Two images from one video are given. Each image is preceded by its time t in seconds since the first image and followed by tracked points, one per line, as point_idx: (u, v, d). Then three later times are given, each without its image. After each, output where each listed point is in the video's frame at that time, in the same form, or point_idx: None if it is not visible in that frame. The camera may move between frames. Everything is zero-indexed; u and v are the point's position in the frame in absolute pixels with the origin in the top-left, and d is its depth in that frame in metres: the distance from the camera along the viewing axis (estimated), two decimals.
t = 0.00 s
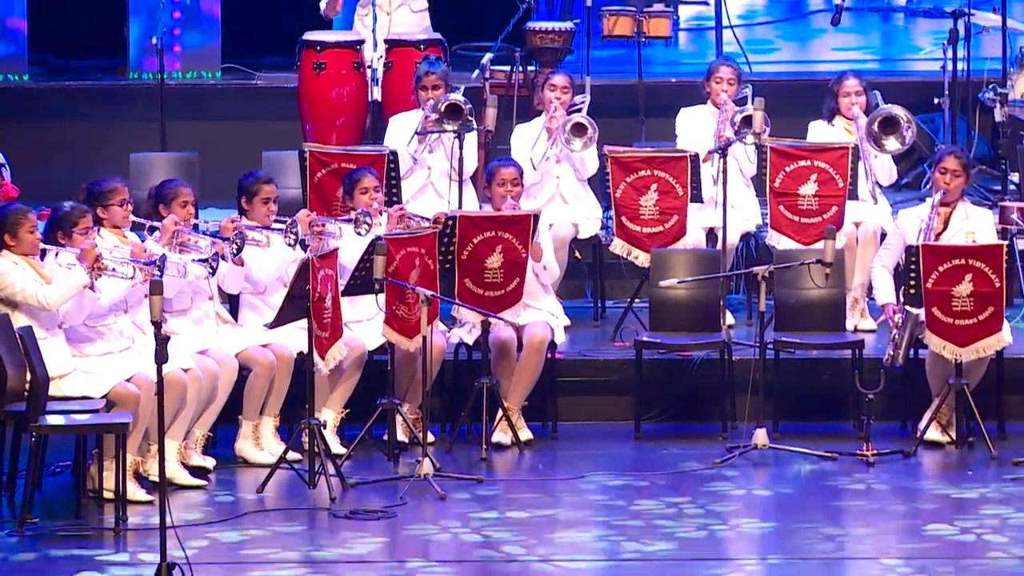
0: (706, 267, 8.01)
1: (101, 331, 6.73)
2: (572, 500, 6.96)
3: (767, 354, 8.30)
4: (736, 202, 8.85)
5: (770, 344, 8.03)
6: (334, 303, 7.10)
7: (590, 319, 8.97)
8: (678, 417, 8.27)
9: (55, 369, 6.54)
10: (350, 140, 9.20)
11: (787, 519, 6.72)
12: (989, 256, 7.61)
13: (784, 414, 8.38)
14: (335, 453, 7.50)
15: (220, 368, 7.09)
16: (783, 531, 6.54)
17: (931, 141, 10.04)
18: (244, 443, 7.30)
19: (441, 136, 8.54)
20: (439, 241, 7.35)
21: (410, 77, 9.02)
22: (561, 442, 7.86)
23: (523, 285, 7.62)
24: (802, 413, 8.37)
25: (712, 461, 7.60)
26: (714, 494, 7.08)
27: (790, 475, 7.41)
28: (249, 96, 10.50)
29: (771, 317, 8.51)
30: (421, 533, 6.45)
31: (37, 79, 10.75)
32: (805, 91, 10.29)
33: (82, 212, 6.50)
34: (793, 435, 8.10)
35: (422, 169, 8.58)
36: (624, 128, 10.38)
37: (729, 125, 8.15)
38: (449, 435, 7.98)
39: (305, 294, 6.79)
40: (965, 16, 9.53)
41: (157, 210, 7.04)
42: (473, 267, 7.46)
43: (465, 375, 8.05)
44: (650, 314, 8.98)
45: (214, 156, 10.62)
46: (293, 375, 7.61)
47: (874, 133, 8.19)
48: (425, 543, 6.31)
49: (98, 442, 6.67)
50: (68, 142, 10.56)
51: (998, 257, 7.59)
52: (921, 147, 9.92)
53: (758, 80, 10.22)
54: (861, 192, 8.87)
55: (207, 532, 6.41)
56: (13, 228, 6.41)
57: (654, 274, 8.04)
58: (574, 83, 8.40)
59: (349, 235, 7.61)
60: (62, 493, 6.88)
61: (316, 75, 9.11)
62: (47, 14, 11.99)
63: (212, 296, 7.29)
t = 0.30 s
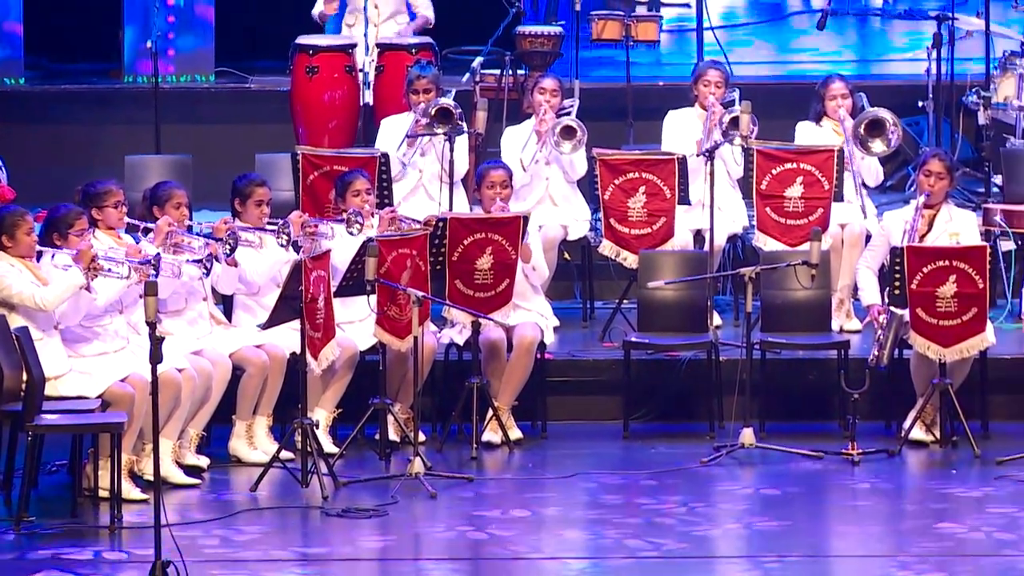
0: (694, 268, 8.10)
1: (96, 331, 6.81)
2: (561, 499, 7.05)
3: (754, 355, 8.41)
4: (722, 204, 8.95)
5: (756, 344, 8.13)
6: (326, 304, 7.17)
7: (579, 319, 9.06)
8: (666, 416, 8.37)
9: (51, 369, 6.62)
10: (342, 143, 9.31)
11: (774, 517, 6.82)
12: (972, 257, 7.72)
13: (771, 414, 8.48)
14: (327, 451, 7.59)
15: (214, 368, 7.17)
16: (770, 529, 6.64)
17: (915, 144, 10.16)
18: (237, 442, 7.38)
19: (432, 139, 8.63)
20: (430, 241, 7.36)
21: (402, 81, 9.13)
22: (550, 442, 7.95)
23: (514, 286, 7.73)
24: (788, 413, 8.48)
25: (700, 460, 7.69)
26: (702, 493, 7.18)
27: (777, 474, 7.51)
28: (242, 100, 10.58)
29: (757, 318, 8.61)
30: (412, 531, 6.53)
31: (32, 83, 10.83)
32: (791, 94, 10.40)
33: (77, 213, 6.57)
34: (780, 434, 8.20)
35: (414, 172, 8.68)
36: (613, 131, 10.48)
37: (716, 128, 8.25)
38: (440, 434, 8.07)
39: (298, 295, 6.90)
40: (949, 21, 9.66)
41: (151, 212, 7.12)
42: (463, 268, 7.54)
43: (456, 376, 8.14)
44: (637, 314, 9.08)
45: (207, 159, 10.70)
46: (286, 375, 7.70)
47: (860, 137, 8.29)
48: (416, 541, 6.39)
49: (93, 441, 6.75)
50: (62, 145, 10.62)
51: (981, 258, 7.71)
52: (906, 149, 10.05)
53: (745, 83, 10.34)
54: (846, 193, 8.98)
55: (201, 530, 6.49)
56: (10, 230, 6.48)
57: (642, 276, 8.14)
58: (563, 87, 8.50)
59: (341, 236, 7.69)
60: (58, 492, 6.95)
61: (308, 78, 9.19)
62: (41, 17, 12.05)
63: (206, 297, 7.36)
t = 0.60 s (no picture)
0: (677, 269, 8.22)
1: (89, 331, 6.90)
2: (547, 496, 7.16)
3: (737, 354, 8.53)
4: (706, 206, 9.08)
5: (739, 344, 8.24)
6: (316, 304, 7.31)
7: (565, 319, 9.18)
8: (649, 415, 8.49)
9: (44, 368, 6.71)
10: (331, 145, 9.42)
11: (757, 515, 6.94)
12: (952, 258, 7.84)
13: (754, 413, 8.60)
14: (316, 450, 7.69)
15: (205, 367, 7.27)
16: (753, 526, 6.75)
17: (896, 146, 10.29)
18: (228, 441, 7.48)
19: (419, 141, 8.75)
20: (418, 243, 7.49)
21: (391, 85, 9.21)
22: (536, 440, 8.06)
23: (500, 287, 7.84)
24: (771, 412, 8.60)
25: (684, 458, 7.81)
26: (686, 490, 7.30)
27: (760, 471, 7.63)
28: (232, 102, 10.66)
29: (740, 318, 8.73)
30: (400, 528, 6.64)
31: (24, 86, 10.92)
32: (775, 98, 10.52)
33: (70, 215, 6.67)
34: (763, 433, 8.32)
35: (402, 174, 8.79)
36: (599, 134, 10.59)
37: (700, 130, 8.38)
38: (427, 433, 8.18)
39: (289, 295, 6.98)
40: (929, 24, 9.80)
41: (142, 214, 7.22)
42: (450, 269, 7.63)
43: (443, 375, 8.24)
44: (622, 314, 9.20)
45: (198, 161, 10.79)
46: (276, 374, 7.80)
47: (841, 141, 8.40)
48: (403, 538, 6.50)
49: (85, 440, 6.85)
50: (55, 147, 10.70)
51: (961, 258, 7.83)
52: (887, 152, 10.19)
53: (729, 87, 10.46)
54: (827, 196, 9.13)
55: (192, 527, 6.59)
56: (4, 231, 6.55)
57: (627, 276, 8.27)
58: (549, 91, 8.61)
59: (330, 237, 7.79)
60: (50, 489, 7.05)
61: (298, 81, 9.31)
62: (37, 21, 12.15)
63: (197, 297, 7.46)
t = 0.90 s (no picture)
0: (657, 269, 8.33)
1: (76, 332, 6.98)
2: (530, 494, 7.26)
3: (717, 354, 8.65)
4: (686, 207, 9.21)
5: (719, 344, 8.35)
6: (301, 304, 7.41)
7: (547, 319, 9.29)
8: (630, 414, 8.61)
9: (32, 368, 6.80)
10: (316, 148, 9.55)
11: (736, 512, 7.05)
12: (928, 259, 7.96)
13: (734, 411, 8.72)
14: (301, 449, 7.79)
15: (192, 367, 7.36)
16: (733, 523, 6.87)
17: (873, 148, 10.43)
18: (214, 439, 7.57)
19: (403, 144, 8.82)
20: (402, 244, 7.56)
21: (375, 89, 9.35)
22: (519, 439, 8.17)
23: (483, 287, 7.95)
24: (750, 411, 8.72)
25: (664, 457, 7.92)
26: (666, 488, 7.41)
27: (739, 469, 7.74)
28: (217, 106, 10.76)
29: (720, 317, 8.86)
30: (384, 526, 6.73)
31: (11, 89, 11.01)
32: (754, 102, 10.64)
33: (58, 217, 6.76)
34: (742, 431, 8.44)
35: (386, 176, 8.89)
36: (580, 136, 10.71)
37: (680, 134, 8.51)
38: (411, 432, 8.28)
39: (275, 296, 7.07)
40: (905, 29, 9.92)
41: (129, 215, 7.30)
42: (434, 270, 7.75)
43: (427, 374, 8.34)
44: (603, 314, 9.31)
45: (184, 164, 10.88)
46: (261, 374, 7.90)
47: (820, 142, 8.53)
48: (388, 536, 6.60)
49: (73, 438, 6.94)
50: (42, 150, 10.78)
51: (938, 259, 7.95)
52: (864, 154, 10.32)
53: (708, 90, 10.59)
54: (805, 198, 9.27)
55: (179, 525, 6.68)
56: None
57: (609, 277, 8.37)
58: (532, 95, 8.71)
59: (315, 239, 7.88)
60: (39, 488, 7.14)
61: (283, 85, 9.42)
62: (25, 26, 12.38)
63: (184, 298, 7.55)
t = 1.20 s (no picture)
0: (633, 269, 8.45)
1: (60, 332, 7.06)
2: (508, 492, 7.37)
3: (692, 352, 8.77)
4: (661, 209, 9.34)
5: (695, 343, 8.47)
6: (282, 305, 7.49)
7: (525, 319, 9.41)
8: (607, 412, 8.73)
9: (17, 367, 6.90)
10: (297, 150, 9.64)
11: (711, 509, 7.17)
12: (900, 260, 8.09)
13: (710, 410, 8.85)
14: (282, 446, 7.90)
15: (174, 366, 7.46)
16: (708, 520, 6.99)
17: (846, 150, 10.58)
18: (196, 438, 7.68)
19: (383, 146, 8.93)
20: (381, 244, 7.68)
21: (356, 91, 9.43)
22: (497, 437, 8.28)
23: (462, 287, 8.06)
24: (726, 409, 8.84)
25: (640, 455, 8.03)
26: (642, 485, 7.53)
27: (714, 467, 7.87)
28: (199, 109, 10.88)
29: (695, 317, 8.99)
30: (364, 522, 6.84)
31: None
32: (727, 104, 10.78)
33: (42, 218, 6.84)
34: (717, 429, 8.57)
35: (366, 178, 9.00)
36: (558, 138, 10.83)
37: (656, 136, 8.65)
38: (391, 429, 8.39)
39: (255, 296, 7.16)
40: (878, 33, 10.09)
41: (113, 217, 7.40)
42: (413, 270, 7.83)
43: (407, 373, 8.45)
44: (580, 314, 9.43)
45: (167, 166, 10.96)
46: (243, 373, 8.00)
47: (792, 140, 8.66)
48: (367, 533, 6.70)
49: (57, 437, 7.03)
50: (26, 153, 10.86)
51: (910, 260, 8.08)
52: (837, 155, 10.45)
53: (684, 93, 10.73)
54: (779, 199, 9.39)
55: (162, 522, 6.78)
56: None
57: (586, 277, 8.49)
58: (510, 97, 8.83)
59: (296, 240, 7.98)
60: (23, 486, 7.23)
61: (265, 88, 9.54)
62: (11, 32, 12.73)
63: (166, 299, 7.63)
